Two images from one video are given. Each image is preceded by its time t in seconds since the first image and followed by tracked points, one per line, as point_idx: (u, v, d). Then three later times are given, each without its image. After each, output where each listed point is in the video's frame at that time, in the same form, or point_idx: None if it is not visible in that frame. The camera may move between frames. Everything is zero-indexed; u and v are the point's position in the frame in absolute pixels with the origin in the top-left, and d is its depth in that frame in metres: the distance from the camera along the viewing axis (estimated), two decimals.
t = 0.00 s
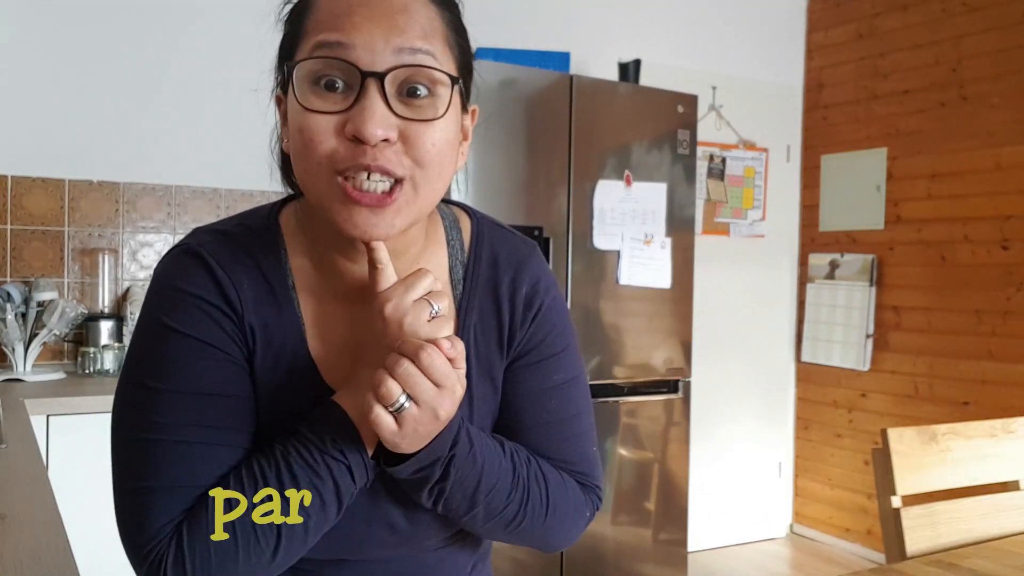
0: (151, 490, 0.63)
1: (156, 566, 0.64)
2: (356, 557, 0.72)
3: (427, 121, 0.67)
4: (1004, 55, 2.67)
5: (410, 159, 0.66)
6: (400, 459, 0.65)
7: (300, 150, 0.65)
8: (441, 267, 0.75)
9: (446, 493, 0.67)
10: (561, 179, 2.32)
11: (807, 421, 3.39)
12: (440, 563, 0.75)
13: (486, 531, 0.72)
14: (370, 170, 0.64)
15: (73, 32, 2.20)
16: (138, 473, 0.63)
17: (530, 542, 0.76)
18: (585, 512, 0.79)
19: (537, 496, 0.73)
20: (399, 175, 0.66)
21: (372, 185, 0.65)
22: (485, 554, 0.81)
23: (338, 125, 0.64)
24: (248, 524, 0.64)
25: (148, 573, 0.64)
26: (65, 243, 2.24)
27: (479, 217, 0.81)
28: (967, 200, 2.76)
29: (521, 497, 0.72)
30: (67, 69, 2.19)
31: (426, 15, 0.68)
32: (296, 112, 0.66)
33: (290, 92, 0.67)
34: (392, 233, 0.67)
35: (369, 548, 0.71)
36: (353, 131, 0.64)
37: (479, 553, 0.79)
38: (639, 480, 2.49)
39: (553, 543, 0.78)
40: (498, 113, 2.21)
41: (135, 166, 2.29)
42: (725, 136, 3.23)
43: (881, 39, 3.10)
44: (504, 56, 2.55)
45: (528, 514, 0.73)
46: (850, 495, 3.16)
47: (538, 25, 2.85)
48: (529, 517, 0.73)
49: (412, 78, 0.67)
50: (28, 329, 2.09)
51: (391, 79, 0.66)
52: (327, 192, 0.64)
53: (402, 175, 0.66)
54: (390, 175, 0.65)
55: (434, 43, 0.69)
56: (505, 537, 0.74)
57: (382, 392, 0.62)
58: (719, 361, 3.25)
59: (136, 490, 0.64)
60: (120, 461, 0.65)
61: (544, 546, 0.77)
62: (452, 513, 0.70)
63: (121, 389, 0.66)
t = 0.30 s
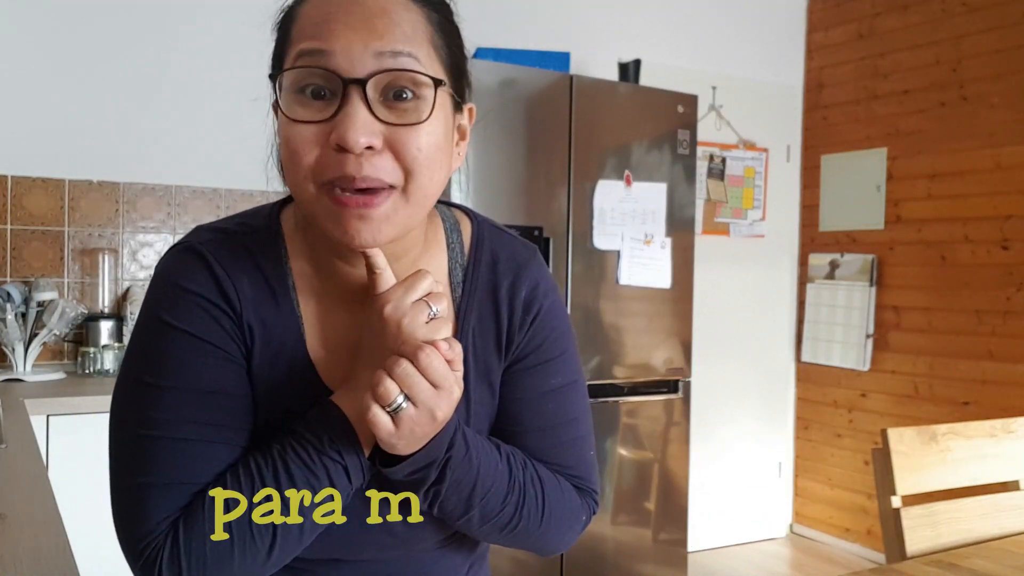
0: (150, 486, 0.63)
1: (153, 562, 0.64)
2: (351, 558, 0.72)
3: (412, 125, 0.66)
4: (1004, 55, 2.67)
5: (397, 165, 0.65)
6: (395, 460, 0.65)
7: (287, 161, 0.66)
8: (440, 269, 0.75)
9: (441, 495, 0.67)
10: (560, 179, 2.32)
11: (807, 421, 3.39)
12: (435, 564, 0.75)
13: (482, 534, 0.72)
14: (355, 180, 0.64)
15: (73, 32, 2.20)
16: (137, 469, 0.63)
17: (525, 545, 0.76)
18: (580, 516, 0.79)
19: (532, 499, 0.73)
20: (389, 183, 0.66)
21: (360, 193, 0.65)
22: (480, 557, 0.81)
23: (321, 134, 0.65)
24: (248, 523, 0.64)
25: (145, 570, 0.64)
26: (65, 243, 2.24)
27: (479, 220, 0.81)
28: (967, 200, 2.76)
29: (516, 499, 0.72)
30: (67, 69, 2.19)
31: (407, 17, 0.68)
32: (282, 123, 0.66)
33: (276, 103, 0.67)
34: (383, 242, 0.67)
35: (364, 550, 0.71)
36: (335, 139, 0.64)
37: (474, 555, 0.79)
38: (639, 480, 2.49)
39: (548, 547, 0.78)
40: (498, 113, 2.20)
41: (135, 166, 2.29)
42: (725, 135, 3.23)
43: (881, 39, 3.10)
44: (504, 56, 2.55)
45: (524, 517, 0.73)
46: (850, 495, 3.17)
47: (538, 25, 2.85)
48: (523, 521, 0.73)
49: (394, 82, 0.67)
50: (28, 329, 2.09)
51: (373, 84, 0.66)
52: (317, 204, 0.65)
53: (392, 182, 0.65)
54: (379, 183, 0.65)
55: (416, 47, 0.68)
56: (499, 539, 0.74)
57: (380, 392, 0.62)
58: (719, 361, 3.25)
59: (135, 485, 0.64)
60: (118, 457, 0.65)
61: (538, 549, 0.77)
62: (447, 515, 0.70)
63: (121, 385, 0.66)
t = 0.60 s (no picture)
0: (145, 493, 0.63)
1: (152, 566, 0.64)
2: (347, 560, 0.72)
3: (429, 127, 0.67)
4: (1004, 54, 2.67)
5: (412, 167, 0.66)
6: (394, 466, 0.65)
7: (299, 160, 0.65)
8: (438, 272, 0.75)
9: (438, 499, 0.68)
10: (561, 179, 2.32)
11: (807, 421, 3.39)
12: (432, 565, 0.75)
13: (480, 535, 0.73)
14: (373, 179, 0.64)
15: (73, 33, 2.20)
16: (133, 475, 0.63)
17: (522, 546, 0.76)
18: (578, 517, 0.79)
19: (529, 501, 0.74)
20: (402, 185, 0.66)
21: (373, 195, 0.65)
22: (477, 558, 0.81)
23: (339, 131, 0.64)
24: (246, 525, 0.64)
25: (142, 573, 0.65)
26: (65, 243, 2.24)
27: (476, 221, 0.81)
28: (967, 200, 2.76)
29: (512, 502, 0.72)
30: (67, 69, 2.19)
31: (423, 19, 0.68)
32: (297, 120, 0.65)
33: (289, 99, 0.66)
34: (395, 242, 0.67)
35: (361, 552, 0.71)
36: (355, 138, 0.64)
37: (471, 557, 0.79)
38: (639, 480, 2.49)
39: (545, 548, 0.78)
40: (498, 113, 2.20)
41: (135, 166, 2.29)
42: (725, 136, 3.23)
43: (881, 39, 3.10)
44: (504, 56, 2.56)
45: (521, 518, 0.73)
46: (850, 496, 3.17)
47: (538, 25, 2.85)
48: (520, 522, 0.74)
49: (412, 83, 0.67)
50: (28, 329, 2.09)
51: (392, 84, 0.66)
52: (330, 204, 0.64)
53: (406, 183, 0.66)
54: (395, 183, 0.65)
55: (432, 47, 0.69)
56: (496, 541, 0.75)
57: (376, 400, 0.61)
58: (719, 361, 3.24)
59: (130, 492, 0.64)
60: (114, 462, 0.65)
61: (535, 549, 0.78)
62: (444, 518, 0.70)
63: (117, 390, 0.66)
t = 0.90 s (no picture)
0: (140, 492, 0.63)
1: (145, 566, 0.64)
2: (346, 560, 0.72)
3: (428, 134, 0.67)
4: (1004, 54, 2.67)
5: (411, 174, 0.65)
6: (389, 466, 0.65)
7: (299, 162, 0.65)
8: (434, 271, 0.75)
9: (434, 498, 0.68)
10: (561, 179, 2.32)
11: (807, 421, 3.39)
12: (430, 566, 0.75)
13: (477, 534, 0.73)
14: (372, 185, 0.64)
15: (73, 33, 2.20)
16: (128, 474, 0.63)
17: (520, 545, 0.77)
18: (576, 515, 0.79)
19: (525, 500, 0.74)
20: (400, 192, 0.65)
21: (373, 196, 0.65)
22: (476, 559, 0.81)
23: (341, 136, 0.64)
24: (244, 524, 0.64)
25: (136, 573, 0.64)
26: (65, 244, 2.24)
27: (473, 221, 0.81)
28: (967, 200, 2.76)
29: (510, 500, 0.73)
30: (67, 69, 2.19)
31: (426, 25, 0.69)
32: (298, 123, 0.65)
33: (290, 101, 0.66)
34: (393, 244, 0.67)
35: (360, 552, 0.72)
36: (356, 144, 0.63)
37: (470, 558, 0.79)
38: (639, 480, 2.49)
39: (542, 546, 0.78)
40: (498, 113, 2.20)
41: (135, 166, 2.29)
42: (725, 136, 3.23)
43: (881, 39, 3.10)
44: (504, 56, 2.56)
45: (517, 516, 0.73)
46: (850, 496, 3.16)
47: (538, 25, 2.85)
48: (517, 521, 0.74)
49: (412, 89, 0.67)
50: (28, 329, 2.09)
51: (394, 91, 0.66)
52: (330, 207, 0.64)
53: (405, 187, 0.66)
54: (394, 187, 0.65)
55: (435, 54, 0.69)
56: (493, 539, 0.75)
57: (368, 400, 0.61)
58: (719, 361, 3.24)
59: (125, 491, 0.64)
60: (109, 461, 0.64)
61: (532, 547, 0.78)
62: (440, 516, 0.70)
63: (113, 388, 0.66)
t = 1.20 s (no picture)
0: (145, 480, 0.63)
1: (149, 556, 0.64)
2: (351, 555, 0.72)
3: (377, 143, 0.64)
4: (1004, 54, 2.67)
5: (361, 185, 0.64)
6: (390, 459, 0.65)
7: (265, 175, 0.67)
8: (438, 270, 0.76)
9: (436, 493, 0.68)
10: (560, 179, 2.32)
11: (807, 421, 3.39)
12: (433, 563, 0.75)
13: (479, 531, 0.73)
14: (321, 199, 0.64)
15: (73, 32, 2.20)
16: (133, 463, 0.64)
17: (521, 544, 0.77)
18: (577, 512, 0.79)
19: (525, 501, 0.74)
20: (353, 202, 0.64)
21: (328, 209, 0.64)
22: (479, 560, 0.80)
23: (292, 154, 0.64)
24: (245, 523, 0.64)
25: (136, 563, 0.64)
26: (65, 244, 2.24)
27: (478, 219, 0.81)
28: (967, 200, 2.76)
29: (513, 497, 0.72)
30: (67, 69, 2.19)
31: (374, 31, 0.64)
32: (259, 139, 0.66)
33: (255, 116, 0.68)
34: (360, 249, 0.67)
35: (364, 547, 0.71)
36: (300, 162, 0.63)
37: (474, 557, 0.79)
38: (639, 480, 2.49)
39: (544, 544, 0.78)
40: (499, 113, 2.20)
41: (135, 166, 2.29)
42: (725, 136, 3.23)
43: (881, 39, 3.10)
44: (504, 56, 2.56)
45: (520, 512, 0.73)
46: (850, 496, 3.17)
47: (538, 25, 2.85)
48: (517, 521, 0.74)
49: (359, 100, 0.64)
50: (28, 329, 2.09)
51: (338, 102, 0.64)
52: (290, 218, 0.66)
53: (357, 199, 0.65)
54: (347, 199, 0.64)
55: (386, 60, 0.65)
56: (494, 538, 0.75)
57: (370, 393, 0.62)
58: (719, 361, 3.24)
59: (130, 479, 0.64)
60: (114, 452, 0.64)
61: (534, 546, 0.78)
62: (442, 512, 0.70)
63: (118, 381, 0.66)
